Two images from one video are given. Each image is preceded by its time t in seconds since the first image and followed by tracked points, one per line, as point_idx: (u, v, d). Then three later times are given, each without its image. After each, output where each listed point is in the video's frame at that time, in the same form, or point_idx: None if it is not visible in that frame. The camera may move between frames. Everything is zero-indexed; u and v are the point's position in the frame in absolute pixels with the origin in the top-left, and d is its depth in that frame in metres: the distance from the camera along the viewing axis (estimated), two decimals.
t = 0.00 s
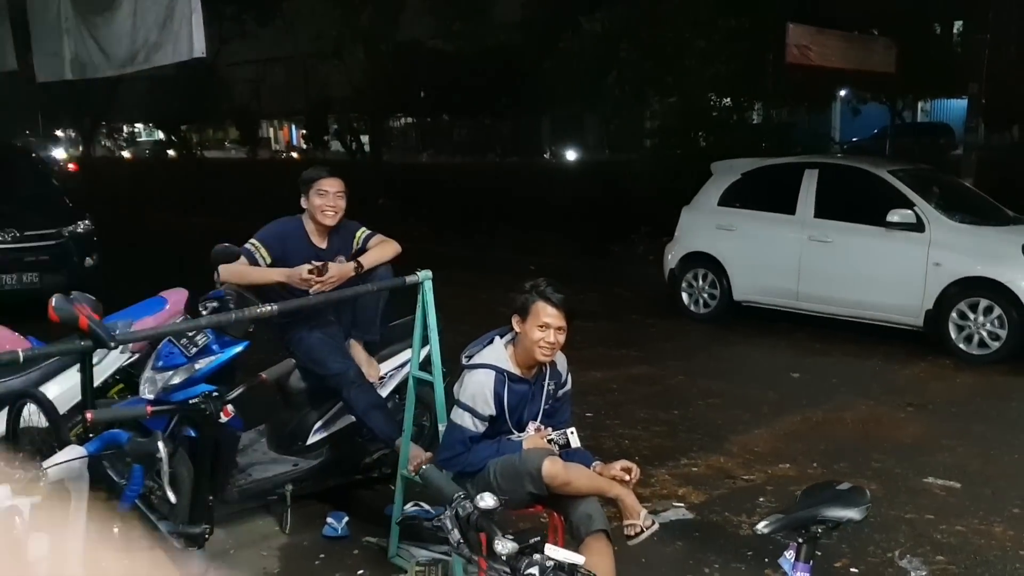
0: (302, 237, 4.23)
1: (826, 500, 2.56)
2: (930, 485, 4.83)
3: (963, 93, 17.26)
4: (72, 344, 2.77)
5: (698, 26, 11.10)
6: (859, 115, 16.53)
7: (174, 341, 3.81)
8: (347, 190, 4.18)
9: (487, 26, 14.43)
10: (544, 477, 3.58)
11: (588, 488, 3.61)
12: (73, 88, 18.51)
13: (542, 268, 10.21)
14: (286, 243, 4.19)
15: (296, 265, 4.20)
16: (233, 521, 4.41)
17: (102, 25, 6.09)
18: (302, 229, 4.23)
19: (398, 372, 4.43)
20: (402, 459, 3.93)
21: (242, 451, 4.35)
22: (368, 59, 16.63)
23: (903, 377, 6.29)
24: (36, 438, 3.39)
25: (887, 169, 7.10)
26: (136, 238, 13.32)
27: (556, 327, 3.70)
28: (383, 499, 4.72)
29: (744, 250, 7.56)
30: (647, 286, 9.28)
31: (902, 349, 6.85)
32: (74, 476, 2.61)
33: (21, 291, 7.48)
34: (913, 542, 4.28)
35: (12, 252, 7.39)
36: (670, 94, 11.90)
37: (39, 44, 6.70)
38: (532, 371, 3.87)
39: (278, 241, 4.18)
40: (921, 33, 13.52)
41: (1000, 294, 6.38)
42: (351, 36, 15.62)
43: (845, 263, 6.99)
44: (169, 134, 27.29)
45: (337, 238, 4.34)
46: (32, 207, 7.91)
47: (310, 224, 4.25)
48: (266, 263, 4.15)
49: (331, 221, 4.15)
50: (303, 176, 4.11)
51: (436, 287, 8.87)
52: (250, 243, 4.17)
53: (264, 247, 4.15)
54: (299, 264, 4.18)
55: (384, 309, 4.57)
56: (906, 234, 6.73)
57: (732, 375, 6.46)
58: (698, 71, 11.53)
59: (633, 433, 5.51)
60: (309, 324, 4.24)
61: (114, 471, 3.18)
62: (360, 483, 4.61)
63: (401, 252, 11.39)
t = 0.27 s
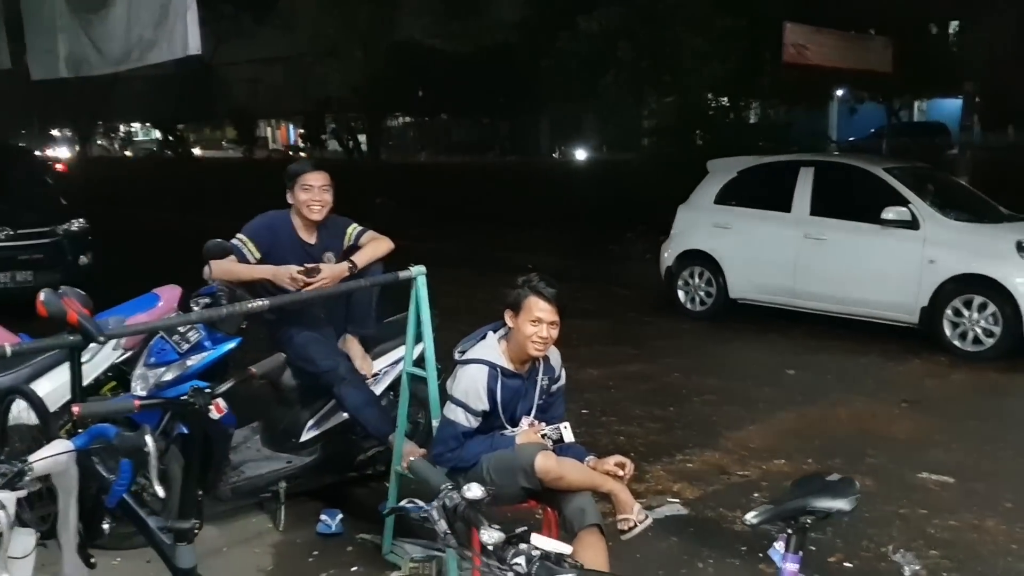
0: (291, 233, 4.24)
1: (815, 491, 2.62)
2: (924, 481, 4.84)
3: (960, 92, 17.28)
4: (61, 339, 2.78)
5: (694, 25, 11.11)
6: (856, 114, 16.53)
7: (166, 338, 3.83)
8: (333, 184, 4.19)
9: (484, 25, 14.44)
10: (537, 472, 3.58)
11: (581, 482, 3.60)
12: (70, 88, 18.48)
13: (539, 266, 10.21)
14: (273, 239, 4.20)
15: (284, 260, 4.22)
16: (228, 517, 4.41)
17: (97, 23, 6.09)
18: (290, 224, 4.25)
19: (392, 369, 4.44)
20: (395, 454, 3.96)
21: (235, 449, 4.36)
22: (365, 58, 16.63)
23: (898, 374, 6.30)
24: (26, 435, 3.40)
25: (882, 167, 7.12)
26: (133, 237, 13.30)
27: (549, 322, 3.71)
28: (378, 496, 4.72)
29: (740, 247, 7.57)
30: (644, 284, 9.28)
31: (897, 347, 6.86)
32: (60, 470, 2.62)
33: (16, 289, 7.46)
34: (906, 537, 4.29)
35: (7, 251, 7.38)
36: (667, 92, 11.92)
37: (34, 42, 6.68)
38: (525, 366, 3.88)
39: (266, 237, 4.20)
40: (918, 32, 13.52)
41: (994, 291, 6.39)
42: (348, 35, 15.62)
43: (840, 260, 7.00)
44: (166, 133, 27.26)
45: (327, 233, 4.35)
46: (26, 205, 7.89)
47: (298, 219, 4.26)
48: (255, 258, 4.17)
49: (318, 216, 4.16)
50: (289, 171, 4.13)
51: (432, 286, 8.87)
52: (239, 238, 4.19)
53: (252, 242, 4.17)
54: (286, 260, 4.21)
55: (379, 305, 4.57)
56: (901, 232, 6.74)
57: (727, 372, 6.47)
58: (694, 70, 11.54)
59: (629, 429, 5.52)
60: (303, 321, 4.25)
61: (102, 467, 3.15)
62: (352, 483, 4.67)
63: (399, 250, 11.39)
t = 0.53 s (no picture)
0: (260, 230, 4.20)
1: (789, 481, 2.61)
2: (901, 474, 4.85)
3: (935, 90, 17.44)
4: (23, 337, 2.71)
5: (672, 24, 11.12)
6: (832, 112, 16.64)
7: (135, 338, 3.78)
8: (302, 178, 4.16)
9: (461, 25, 14.38)
10: (513, 469, 3.54)
11: (558, 479, 3.56)
12: (42, 89, 18.23)
13: (517, 265, 10.19)
14: (242, 235, 4.16)
15: (254, 257, 4.18)
16: (201, 519, 4.35)
17: (65, 20, 6.00)
18: (259, 221, 4.20)
19: (367, 367, 4.38)
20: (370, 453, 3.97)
21: (205, 450, 4.20)
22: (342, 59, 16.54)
23: (874, 368, 6.32)
24: None
25: (858, 163, 7.15)
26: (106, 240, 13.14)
27: (525, 318, 3.68)
28: (354, 496, 4.68)
29: (717, 244, 7.58)
30: (622, 281, 9.28)
31: (873, 342, 6.90)
32: (20, 471, 2.56)
33: None
34: (884, 530, 4.29)
35: None
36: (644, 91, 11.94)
37: None
38: (501, 362, 3.83)
39: (235, 234, 4.16)
40: (893, 31, 13.59)
41: (970, 285, 6.42)
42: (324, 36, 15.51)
43: (817, 256, 7.02)
44: (142, 135, 26.97)
45: (297, 228, 4.31)
46: None
47: (267, 216, 4.22)
48: (224, 255, 4.13)
49: (287, 210, 4.12)
50: (256, 166, 4.10)
51: (410, 285, 8.81)
52: (207, 235, 4.15)
53: (221, 239, 4.13)
54: (255, 257, 4.17)
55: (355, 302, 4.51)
56: (877, 228, 6.78)
57: (705, 369, 6.47)
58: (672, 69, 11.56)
59: (607, 426, 5.50)
60: (275, 321, 4.22)
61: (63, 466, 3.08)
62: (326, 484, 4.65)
63: (377, 251, 11.34)
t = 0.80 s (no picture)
0: (192, 226, 4.10)
1: (729, 464, 2.70)
2: (840, 460, 4.94)
3: (871, 85, 17.86)
4: None
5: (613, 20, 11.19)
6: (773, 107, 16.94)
7: (64, 337, 3.65)
8: (232, 172, 4.09)
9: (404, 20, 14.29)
10: (457, 463, 3.54)
11: (502, 472, 3.57)
12: None
13: (463, 261, 10.15)
14: (175, 232, 4.06)
15: (187, 254, 4.09)
16: (138, 523, 4.24)
17: None
18: (191, 218, 4.11)
19: (307, 366, 4.21)
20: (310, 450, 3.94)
21: (142, 451, 3.98)
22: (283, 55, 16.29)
23: (814, 358, 6.43)
24: None
25: (796, 156, 7.27)
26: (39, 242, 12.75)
27: (467, 310, 3.65)
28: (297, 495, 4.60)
29: (660, 238, 7.64)
30: (569, 276, 9.31)
31: (813, 332, 7.02)
32: None
33: None
34: (824, 515, 4.37)
35: None
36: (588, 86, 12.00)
37: None
38: (444, 356, 3.79)
39: (167, 231, 4.06)
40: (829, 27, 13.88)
41: (905, 275, 6.56)
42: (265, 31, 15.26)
43: (758, 249, 7.13)
44: (77, 133, 26.24)
45: (231, 224, 4.23)
46: None
47: (198, 213, 4.12)
48: (157, 253, 4.03)
49: (218, 205, 4.04)
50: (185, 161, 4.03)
51: (355, 283, 8.72)
52: (138, 233, 4.03)
53: (153, 237, 4.02)
54: (188, 254, 4.08)
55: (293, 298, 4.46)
56: (815, 220, 6.91)
57: (650, 361, 6.52)
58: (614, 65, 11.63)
59: (553, 419, 5.51)
60: (211, 318, 4.14)
61: None
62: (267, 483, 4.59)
63: (321, 250, 11.18)
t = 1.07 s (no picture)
0: (105, 207, 3.97)
1: (650, 434, 2.77)
2: (763, 433, 5.05)
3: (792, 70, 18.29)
4: None
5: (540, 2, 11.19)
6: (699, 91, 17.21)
7: None
8: (144, 151, 3.95)
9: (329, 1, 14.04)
10: (383, 442, 3.51)
11: (430, 451, 3.55)
12: None
13: (393, 245, 10.07)
14: (87, 213, 3.93)
15: (100, 236, 3.95)
16: (54, 514, 4.10)
17: None
18: (104, 198, 3.97)
19: (229, 350, 4.14)
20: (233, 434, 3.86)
21: (57, 440, 3.97)
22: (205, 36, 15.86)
23: (739, 334, 6.57)
24: None
25: (720, 137, 7.39)
26: None
27: (391, 289, 3.61)
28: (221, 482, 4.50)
29: (588, 218, 7.70)
30: (499, 259, 9.31)
31: (738, 310, 7.17)
32: None
33: None
34: (748, 486, 4.48)
35: None
36: (516, 69, 11.99)
37: None
38: (369, 336, 3.76)
39: (79, 212, 3.93)
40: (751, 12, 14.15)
41: (825, 253, 6.75)
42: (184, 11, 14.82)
43: (684, 228, 7.24)
44: None
45: (148, 203, 4.09)
46: None
47: (111, 193, 3.98)
48: (68, 236, 3.91)
49: (130, 185, 3.90)
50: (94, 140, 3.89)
51: (282, 268, 8.57)
52: (48, 215, 3.91)
53: (64, 218, 3.90)
54: (101, 235, 3.94)
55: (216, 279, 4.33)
56: (739, 200, 7.05)
57: (580, 341, 6.57)
58: (542, 47, 11.64)
59: (484, 400, 5.51)
60: (128, 301, 4.01)
61: None
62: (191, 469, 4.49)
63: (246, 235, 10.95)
